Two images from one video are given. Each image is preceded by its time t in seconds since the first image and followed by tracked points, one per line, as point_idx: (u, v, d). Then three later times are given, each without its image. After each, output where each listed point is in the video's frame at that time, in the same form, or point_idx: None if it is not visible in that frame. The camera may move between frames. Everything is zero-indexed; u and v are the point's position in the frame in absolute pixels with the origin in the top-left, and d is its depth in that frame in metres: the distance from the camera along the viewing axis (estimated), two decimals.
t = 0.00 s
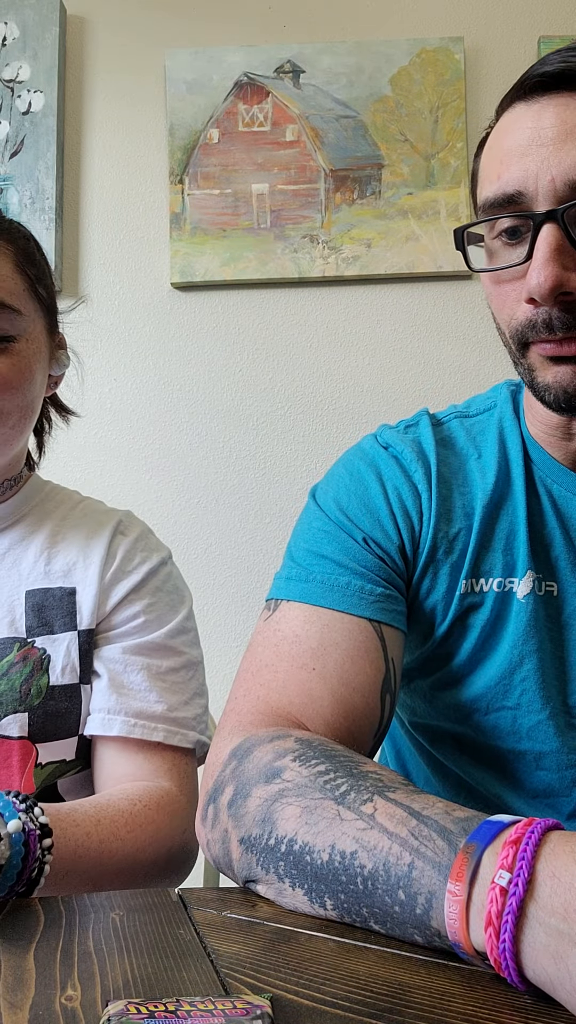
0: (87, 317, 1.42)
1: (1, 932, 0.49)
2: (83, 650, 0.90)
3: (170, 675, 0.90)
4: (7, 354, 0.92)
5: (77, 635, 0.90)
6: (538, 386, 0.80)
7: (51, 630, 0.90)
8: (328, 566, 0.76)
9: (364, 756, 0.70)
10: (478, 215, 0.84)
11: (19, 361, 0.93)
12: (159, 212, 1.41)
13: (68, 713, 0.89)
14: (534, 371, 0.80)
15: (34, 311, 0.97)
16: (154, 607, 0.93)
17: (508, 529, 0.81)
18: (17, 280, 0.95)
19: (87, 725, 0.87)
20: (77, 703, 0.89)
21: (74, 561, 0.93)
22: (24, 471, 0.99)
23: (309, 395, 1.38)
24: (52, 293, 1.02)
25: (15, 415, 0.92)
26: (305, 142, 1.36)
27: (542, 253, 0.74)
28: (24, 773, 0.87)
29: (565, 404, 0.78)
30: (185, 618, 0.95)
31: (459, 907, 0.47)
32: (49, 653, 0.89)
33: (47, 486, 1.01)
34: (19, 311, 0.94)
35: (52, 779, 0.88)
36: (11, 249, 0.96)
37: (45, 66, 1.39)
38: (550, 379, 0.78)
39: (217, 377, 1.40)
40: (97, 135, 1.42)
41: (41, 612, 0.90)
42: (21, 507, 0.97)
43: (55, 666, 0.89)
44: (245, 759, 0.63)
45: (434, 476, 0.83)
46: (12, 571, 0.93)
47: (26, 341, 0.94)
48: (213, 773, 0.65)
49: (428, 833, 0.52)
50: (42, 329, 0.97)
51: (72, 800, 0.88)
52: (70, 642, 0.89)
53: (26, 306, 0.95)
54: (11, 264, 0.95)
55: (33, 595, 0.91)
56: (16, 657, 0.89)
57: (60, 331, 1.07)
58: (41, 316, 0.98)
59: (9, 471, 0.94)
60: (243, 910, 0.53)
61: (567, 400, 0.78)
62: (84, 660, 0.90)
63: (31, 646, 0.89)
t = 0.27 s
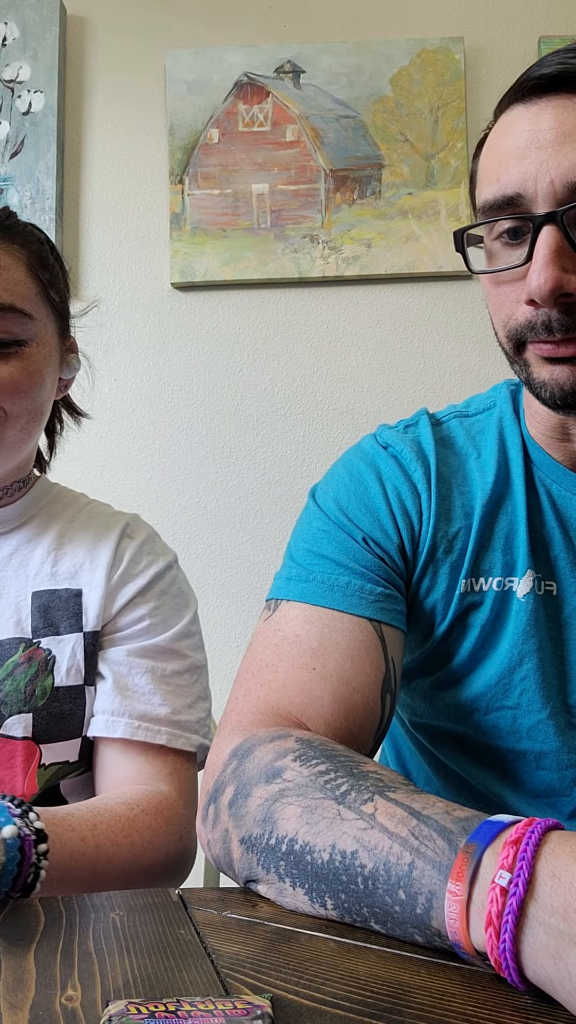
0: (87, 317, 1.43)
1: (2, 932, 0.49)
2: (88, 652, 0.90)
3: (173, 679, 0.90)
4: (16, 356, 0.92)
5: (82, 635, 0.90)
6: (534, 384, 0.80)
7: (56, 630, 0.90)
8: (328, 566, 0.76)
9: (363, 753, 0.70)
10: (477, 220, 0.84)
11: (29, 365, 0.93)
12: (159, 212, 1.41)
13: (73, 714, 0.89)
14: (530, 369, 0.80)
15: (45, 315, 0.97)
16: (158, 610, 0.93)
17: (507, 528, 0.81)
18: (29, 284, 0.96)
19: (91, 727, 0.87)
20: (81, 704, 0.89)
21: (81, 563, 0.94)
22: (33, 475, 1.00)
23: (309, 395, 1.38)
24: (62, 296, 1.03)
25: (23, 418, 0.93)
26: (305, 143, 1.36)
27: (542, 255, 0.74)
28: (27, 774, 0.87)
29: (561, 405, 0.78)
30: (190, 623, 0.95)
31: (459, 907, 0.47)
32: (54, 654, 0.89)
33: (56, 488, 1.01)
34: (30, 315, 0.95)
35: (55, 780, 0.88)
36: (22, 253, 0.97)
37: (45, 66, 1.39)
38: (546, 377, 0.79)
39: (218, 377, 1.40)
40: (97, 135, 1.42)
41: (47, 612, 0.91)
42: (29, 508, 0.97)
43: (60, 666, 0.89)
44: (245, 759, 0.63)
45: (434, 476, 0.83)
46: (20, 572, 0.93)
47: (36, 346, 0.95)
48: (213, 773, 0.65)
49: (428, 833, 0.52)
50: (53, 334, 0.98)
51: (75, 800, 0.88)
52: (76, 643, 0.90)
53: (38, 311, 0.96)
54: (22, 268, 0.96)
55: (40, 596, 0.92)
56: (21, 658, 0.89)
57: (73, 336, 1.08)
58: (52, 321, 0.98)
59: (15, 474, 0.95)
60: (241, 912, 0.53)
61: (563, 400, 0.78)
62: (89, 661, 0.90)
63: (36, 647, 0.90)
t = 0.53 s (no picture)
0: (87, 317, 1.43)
1: (2, 932, 0.49)
2: (92, 650, 0.90)
3: (174, 675, 0.90)
4: (18, 356, 0.92)
5: (86, 634, 0.90)
6: (534, 383, 0.80)
7: (61, 629, 0.90)
8: (327, 565, 0.76)
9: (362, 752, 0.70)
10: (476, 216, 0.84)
11: (30, 364, 0.93)
12: (160, 212, 1.41)
13: (77, 710, 0.89)
14: (530, 367, 0.80)
15: (47, 314, 0.97)
16: (161, 608, 0.93)
17: (504, 527, 0.81)
18: (31, 284, 0.96)
19: (92, 724, 0.87)
20: (86, 699, 0.89)
21: (85, 561, 0.94)
22: (37, 474, 1.00)
23: (310, 395, 1.38)
24: (65, 297, 1.03)
25: (25, 418, 0.93)
26: (305, 142, 1.36)
27: (541, 252, 0.74)
28: (31, 772, 0.87)
29: (561, 403, 0.78)
30: (191, 619, 0.95)
31: (459, 907, 0.47)
32: (58, 652, 0.90)
33: (61, 488, 1.01)
34: (31, 314, 0.95)
35: (58, 778, 0.88)
36: (24, 253, 0.97)
37: (46, 66, 1.39)
38: (547, 376, 0.79)
39: (218, 377, 1.40)
40: (97, 135, 1.42)
41: (51, 609, 0.91)
42: (32, 507, 0.97)
43: (64, 663, 0.89)
44: (245, 759, 0.63)
45: (431, 475, 0.83)
46: (24, 570, 0.94)
47: (38, 345, 0.95)
48: (213, 773, 0.65)
49: (428, 832, 0.52)
50: (55, 332, 0.98)
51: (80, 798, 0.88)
52: (80, 638, 0.90)
53: (39, 309, 0.96)
54: (23, 267, 0.96)
55: (44, 594, 0.92)
56: (26, 656, 0.90)
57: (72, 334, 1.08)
58: (54, 319, 0.98)
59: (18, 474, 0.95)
60: (244, 911, 0.53)
61: (563, 398, 0.78)
62: (93, 658, 0.90)
63: (40, 646, 0.90)
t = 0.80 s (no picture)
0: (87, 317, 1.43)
1: (3, 932, 0.49)
2: (96, 649, 0.90)
3: (177, 672, 0.90)
4: (17, 355, 0.92)
5: (89, 633, 0.90)
6: (532, 384, 0.80)
7: (64, 628, 0.90)
8: (325, 565, 0.76)
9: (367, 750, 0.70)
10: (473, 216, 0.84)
11: (30, 363, 0.93)
12: (160, 212, 1.41)
13: (81, 708, 0.89)
14: (528, 368, 0.80)
15: (46, 313, 0.97)
16: (163, 607, 0.93)
17: (503, 526, 0.81)
18: (29, 283, 0.96)
19: (95, 723, 0.87)
20: (90, 697, 0.89)
21: (87, 561, 0.94)
22: (37, 474, 1.00)
23: (310, 395, 1.38)
24: (63, 295, 1.03)
25: (26, 416, 0.93)
26: (305, 142, 1.36)
27: (538, 251, 0.74)
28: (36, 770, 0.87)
29: (559, 403, 0.78)
30: (192, 617, 0.95)
31: (459, 907, 0.47)
32: (62, 651, 0.90)
33: (61, 487, 1.01)
34: (30, 314, 0.95)
35: (63, 777, 0.88)
36: (23, 253, 0.97)
37: (46, 66, 1.39)
38: (544, 378, 0.78)
39: (218, 377, 1.40)
40: (97, 135, 1.42)
41: (55, 608, 0.91)
42: (34, 507, 0.97)
43: (68, 662, 0.89)
44: (244, 759, 0.63)
45: (429, 475, 0.83)
46: (26, 570, 0.94)
47: (38, 344, 0.95)
48: (213, 773, 0.65)
49: (428, 832, 0.52)
50: (54, 331, 0.98)
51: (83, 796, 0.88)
52: (84, 637, 0.90)
53: (38, 308, 0.96)
54: (21, 266, 0.96)
55: (47, 594, 0.92)
56: (30, 655, 0.90)
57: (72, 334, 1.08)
58: (53, 319, 0.98)
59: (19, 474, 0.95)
60: (244, 912, 0.53)
61: (561, 399, 0.78)
62: (97, 655, 0.90)
63: (44, 645, 0.90)
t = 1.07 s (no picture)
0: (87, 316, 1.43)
1: (3, 932, 0.49)
2: (98, 650, 0.90)
3: (179, 676, 0.90)
4: (21, 357, 0.92)
5: (92, 634, 0.90)
6: (531, 386, 0.80)
7: (67, 629, 0.90)
8: (324, 565, 0.77)
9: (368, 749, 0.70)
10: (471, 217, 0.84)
11: (34, 366, 0.93)
12: (160, 212, 1.41)
13: (83, 709, 0.89)
14: (527, 370, 0.80)
15: (50, 316, 0.97)
16: (165, 610, 0.93)
17: (501, 526, 0.80)
18: (33, 285, 0.96)
19: (97, 724, 0.87)
20: (91, 700, 0.89)
21: (90, 563, 0.94)
22: (41, 476, 1.00)
23: (311, 395, 1.38)
24: (66, 299, 1.03)
25: (30, 417, 0.93)
26: (305, 142, 1.36)
27: (536, 251, 0.74)
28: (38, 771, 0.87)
29: (558, 406, 0.78)
30: (195, 621, 0.95)
31: (459, 906, 0.47)
32: (64, 652, 0.90)
33: (65, 487, 1.02)
34: (35, 316, 0.95)
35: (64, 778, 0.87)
36: (26, 254, 0.97)
37: (46, 66, 1.39)
38: (544, 380, 0.78)
39: (218, 377, 1.40)
40: (97, 135, 1.42)
41: (58, 611, 0.91)
42: (38, 508, 0.98)
43: (70, 663, 0.89)
44: (244, 760, 0.63)
45: (427, 474, 0.83)
46: (29, 571, 0.94)
47: (41, 345, 0.95)
48: (212, 773, 0.65)
49: (428, 832, 0.52)
50: (58, 334, 0.98)
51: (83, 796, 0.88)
52: (86, 640, 0.90)
53: (42, 311, 0.96)
54: (24, 268, 0.96)
55: (50, 595, 0.92)
56: (32, 656, 0.90)
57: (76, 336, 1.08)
58: (57, 321, 0.98)
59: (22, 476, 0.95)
60: (245, 912, 0.53)
61: (561, 402, 0.77)
62: (99, 658, 0.90)
63: (47, 646, 0.90)
